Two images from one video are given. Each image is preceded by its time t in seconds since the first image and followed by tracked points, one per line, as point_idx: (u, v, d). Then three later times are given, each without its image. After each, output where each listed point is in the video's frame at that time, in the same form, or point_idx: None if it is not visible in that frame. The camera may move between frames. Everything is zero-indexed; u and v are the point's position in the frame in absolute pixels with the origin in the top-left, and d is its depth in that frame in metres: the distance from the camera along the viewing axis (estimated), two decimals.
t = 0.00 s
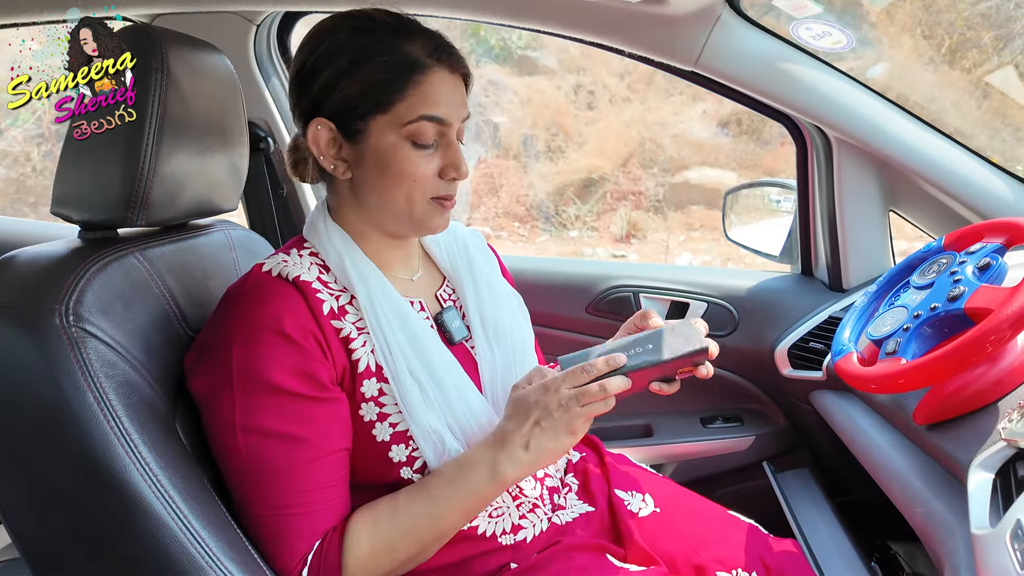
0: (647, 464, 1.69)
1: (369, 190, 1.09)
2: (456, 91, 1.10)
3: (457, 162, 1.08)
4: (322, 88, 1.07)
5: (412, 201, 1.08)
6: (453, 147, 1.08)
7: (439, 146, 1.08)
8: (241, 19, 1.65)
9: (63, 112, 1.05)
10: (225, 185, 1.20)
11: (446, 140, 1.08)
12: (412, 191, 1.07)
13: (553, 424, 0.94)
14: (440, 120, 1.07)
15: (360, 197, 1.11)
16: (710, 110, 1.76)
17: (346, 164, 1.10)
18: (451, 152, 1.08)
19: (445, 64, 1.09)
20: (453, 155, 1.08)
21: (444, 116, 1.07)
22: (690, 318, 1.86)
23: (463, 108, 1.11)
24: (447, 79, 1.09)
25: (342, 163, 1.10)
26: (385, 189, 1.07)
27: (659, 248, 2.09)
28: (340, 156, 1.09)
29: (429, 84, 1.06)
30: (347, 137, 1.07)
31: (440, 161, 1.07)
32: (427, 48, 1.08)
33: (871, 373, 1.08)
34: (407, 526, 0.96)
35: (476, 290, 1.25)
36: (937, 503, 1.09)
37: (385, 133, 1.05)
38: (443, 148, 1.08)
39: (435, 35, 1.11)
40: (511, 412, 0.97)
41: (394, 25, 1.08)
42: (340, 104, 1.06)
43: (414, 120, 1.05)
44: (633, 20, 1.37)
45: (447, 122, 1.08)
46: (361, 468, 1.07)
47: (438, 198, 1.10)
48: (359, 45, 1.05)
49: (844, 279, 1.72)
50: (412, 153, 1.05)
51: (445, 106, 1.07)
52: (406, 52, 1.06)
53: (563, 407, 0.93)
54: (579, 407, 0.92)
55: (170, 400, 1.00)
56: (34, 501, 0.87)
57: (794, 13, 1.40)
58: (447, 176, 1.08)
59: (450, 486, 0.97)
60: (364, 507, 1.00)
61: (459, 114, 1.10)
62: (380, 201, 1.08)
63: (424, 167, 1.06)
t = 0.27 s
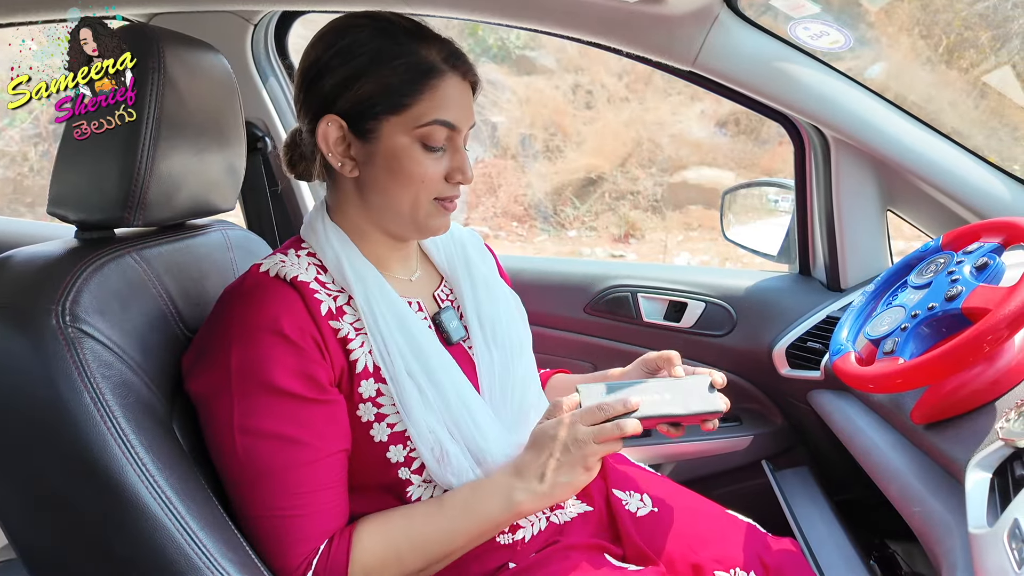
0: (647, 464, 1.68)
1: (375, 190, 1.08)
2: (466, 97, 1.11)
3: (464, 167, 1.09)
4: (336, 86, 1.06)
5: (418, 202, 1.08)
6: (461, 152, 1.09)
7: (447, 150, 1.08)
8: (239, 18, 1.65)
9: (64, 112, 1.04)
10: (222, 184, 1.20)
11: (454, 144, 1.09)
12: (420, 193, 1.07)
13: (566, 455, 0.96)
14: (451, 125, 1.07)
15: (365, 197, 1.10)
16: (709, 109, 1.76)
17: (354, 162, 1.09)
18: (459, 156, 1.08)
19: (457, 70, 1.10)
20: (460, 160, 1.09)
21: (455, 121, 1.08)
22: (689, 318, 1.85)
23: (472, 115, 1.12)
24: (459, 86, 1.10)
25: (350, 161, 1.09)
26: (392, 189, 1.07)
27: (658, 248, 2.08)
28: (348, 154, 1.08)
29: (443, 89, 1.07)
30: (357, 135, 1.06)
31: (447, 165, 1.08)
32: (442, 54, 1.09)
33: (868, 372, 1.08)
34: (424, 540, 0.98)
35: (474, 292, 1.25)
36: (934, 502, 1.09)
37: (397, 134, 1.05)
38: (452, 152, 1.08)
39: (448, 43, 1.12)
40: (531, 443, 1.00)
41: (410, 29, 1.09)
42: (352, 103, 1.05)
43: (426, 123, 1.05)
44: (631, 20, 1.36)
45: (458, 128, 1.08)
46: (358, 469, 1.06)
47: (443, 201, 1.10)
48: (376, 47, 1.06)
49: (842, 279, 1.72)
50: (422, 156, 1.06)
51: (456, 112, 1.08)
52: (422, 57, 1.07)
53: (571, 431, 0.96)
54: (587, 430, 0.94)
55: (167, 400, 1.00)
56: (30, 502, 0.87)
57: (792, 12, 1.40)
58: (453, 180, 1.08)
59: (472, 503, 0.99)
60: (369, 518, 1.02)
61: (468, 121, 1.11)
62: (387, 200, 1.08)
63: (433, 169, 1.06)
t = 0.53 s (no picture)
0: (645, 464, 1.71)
1: (379, 190, 1.08)
2: (474, 104, 1.11)
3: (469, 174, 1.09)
4: (347, 86, 1.06)
5: (422, 205, 1.08)
6: (467, 160, 1.10)
7: (454, 156, 1.09)
8: (237, 17, 1.65)
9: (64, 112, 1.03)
10: (220, 184, 1.20)
11: (461, 151, 1.09)
12: (425, 198, 1.08)
13: (570, 482, 0.99)
14: (459, 132, 1.08)
15: (370, 197, 1.10)
16: (707, 109, 1.76)
17: (360, 162, 1.08)
18: (465, 163, 1.09)
19: (469, 77, 1.11)
20: (465, 166, 1.09)
21: (464, 129, 1.08)
22: (687, 317, 1.85)
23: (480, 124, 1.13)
24: (469, 93, 1.10)
25: (357, 161, 1.08)
26: (396, 191, 1.07)
27: (656, 248, 2.09)
28: (355, 154, 1.08)
29: (454, 96, 1.07)
30: (365, 136, 1.06)
31: (452, 170, 1.08)
32: (455, 61, 1.09)
33: (866, 372, 1.08)
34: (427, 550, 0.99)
35: (474, 293, 1.25)
36: (932, 502, 1.10)
37: (405, 137, 1.05)
38: (458, 158, 1.09)
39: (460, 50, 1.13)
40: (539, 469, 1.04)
41: (424, 35, 1.09)
42: (362, 103, 1.05)
43: (436, 129, 1.06)
44: (628, 19, 1.36)
45: (466, 135, 1.09)
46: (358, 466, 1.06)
47: (445, 205, 1.11)
48: (390, 51, 1.06)
49: (840, 279, 1.73)
50: (430, 161, 1.06)
51: (465, 120, 1.09)
52: (435, 63, 1.07)
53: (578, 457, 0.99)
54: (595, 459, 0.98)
55: (165, 400, 1.00)
56: (28, 502, 0.87)
57: (790, 12, 1.40)
58: (457, 186, 1.09)
59: (481, 517, 1.01)
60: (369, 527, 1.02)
61: (477, 129, 1.11)
62: (391, 202, 1.08)
63: (439, 174, 1.07)
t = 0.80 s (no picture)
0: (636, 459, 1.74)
1: (353, 185, 1.08)
2: (456, 106, 1.08)
3: (440, 175, 1.07)
4: (325, 80, 1.07)
5: (391, 203, 1.07)
6: (440, 160, 1.06)
7: (427, 156, 1.06)
8: (225, 12, 1.63)
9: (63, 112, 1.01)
10: (209, 180, 1.18)
11: (435, 152, 1.06)
12: (393, 195, 1.06)
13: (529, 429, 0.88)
14: (433, 133, 1.05)
15: (346, 192, 1.10)
16: (698, 105, 1.76)
17: (336, 156, 1.08)
18: (437, 164, 1.06)
19: (453, 78, 1.08)
20: (439, 167, 1.07)
21: (438, 131, 1.05)
22: (678, 313, 1.86)
23: (460, 127, 1.09)
24: (450, 96, 1.07)
25: (333, 154, 1.08)
26: (367, 187, 1.06)
27: (648, 244, 2.06)
28: (331, 147, 1.08)
29: (430, 98, 1.04)
30: (341, 131, 1.05)
31: (424, 171, 1.06)
32: (435, 63, 1.06)
33: (856, 366, 1.08)
34: (394, 540, 0.93)
35: (464, 287, 1.24)
36: (921, 496, 1.10)
37: (376, 134, 1.03)
38: (431, 158, 1.06)
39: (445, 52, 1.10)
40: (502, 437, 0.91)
41: (406, 36, 1.07)
42: (339, 98, 1.05)
43: (407, 127, 1.03)
44: (616, 13, 1.34)
45: (440, 137, 1.06)
46: (350, 456, 1.06)
47: (417, 205, 1.09)
48: (369, 47, 1.05)
49: (830, 274, 1.74)
50: (399, 159, 1.04)
51: (442, 122, 1.06)
52: (412, 64, 1.04)
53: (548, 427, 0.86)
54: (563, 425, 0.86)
55: (154, 399, 0.99)
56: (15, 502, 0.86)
57: (780, 8, 1.40)
58: (428, 187, 1.07)
59: (444, 504, 0.92)
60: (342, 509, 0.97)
61: (454, 132, 1.08)
62: (362, 198, 1.08)
63: (408, 173, 1.05)
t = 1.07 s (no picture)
0: (636, 458, 1.74)
1: (353, 189, 1.08)
2: (458, 114, 1.07)
3: (440, 183, 1.06)
4: (325, 85, 1.06)
5: (390, 210, 1.07)
6: (440, 168, 1.06)
7: (427, 164, 1.06)
8: (225, 12, 1.63)
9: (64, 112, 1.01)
10: (209, 180, 1.19)
11: (435, 159, 1.06)
12: (392, 203, 1.06)
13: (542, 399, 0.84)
14: (433, 142, 1.04)
15: (345, 195, 1.10)
16: (698, 105, 1.76)
17: (335, 160, 1.08)
18: (436, 172, 1.06)
19: (455, 86, 1.06)
20: (438, 175, 1.06)
21: (438, 139, 1.04)
22: (678, 313, 1.86)
23: (462, 134, 1.08)
24: (452, 104, 1.06)
25: (332, 158, 1.08)
26: (366, 193, 1.06)
27: (648, 244, 2.07)
28: (331, 150, 1.08)
29: (431, 106, 1.03)
30: (340, 135, 1.05)
31: (424, 178, 1.06)
32: (438, 70, 1.05)
33: (857, 366, 1.08)
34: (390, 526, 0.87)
35: (464, 288, 1.24)
36: (921, 495, 1.10)
37: (376, 142, 1.03)
38: (431, 165, 1.06)
39: (448, 57, 1.08)
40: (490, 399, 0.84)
41: (409, 41, 1.06)
42: (339, 103, 1.04)
43: (407, 136, 1.02)
44: (620, 14, 1.35)
45: (441, 145, 1.05)
46: (352, 455, 1.05)
47: (416, 211, 1.09)
48: (371, 53, 1.04)
49: (830, 274, 1.74)
50: (399, 167, 1.04)
51: (443, 130, 1.05)
52: (413, 71, 1.02)
53: (537, 375, 0.82)
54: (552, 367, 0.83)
55: (154, 399, 0.99)
56: (16, 502, 0.85)
57: (780, 8, 1.40)
58: (428, 194, 1.07)
59: (438, 484, 0.85)
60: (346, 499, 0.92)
61: (455, 139, 1.07)
62: (361, 203, 1.08)
63: (408, 181, 1.04)
